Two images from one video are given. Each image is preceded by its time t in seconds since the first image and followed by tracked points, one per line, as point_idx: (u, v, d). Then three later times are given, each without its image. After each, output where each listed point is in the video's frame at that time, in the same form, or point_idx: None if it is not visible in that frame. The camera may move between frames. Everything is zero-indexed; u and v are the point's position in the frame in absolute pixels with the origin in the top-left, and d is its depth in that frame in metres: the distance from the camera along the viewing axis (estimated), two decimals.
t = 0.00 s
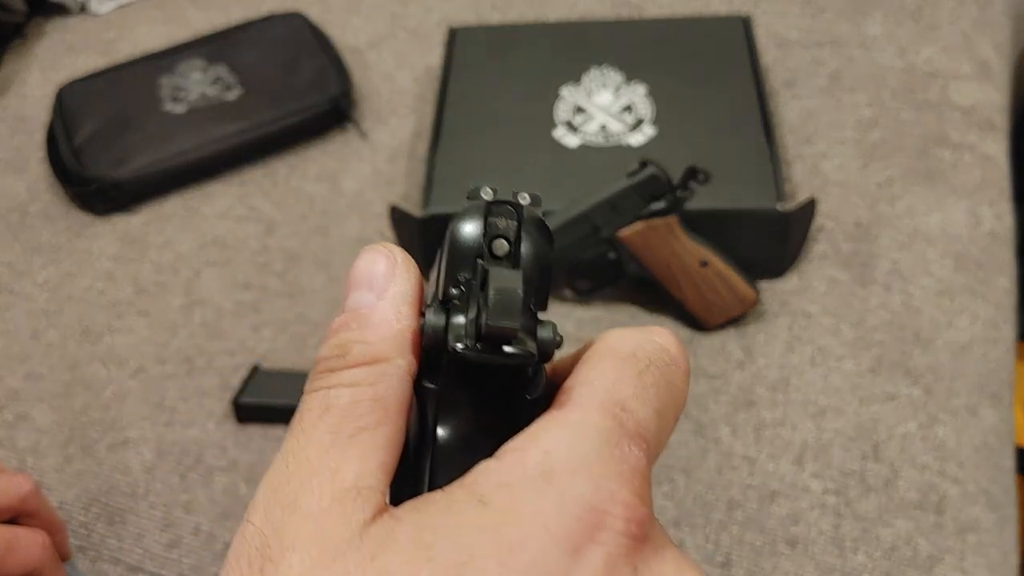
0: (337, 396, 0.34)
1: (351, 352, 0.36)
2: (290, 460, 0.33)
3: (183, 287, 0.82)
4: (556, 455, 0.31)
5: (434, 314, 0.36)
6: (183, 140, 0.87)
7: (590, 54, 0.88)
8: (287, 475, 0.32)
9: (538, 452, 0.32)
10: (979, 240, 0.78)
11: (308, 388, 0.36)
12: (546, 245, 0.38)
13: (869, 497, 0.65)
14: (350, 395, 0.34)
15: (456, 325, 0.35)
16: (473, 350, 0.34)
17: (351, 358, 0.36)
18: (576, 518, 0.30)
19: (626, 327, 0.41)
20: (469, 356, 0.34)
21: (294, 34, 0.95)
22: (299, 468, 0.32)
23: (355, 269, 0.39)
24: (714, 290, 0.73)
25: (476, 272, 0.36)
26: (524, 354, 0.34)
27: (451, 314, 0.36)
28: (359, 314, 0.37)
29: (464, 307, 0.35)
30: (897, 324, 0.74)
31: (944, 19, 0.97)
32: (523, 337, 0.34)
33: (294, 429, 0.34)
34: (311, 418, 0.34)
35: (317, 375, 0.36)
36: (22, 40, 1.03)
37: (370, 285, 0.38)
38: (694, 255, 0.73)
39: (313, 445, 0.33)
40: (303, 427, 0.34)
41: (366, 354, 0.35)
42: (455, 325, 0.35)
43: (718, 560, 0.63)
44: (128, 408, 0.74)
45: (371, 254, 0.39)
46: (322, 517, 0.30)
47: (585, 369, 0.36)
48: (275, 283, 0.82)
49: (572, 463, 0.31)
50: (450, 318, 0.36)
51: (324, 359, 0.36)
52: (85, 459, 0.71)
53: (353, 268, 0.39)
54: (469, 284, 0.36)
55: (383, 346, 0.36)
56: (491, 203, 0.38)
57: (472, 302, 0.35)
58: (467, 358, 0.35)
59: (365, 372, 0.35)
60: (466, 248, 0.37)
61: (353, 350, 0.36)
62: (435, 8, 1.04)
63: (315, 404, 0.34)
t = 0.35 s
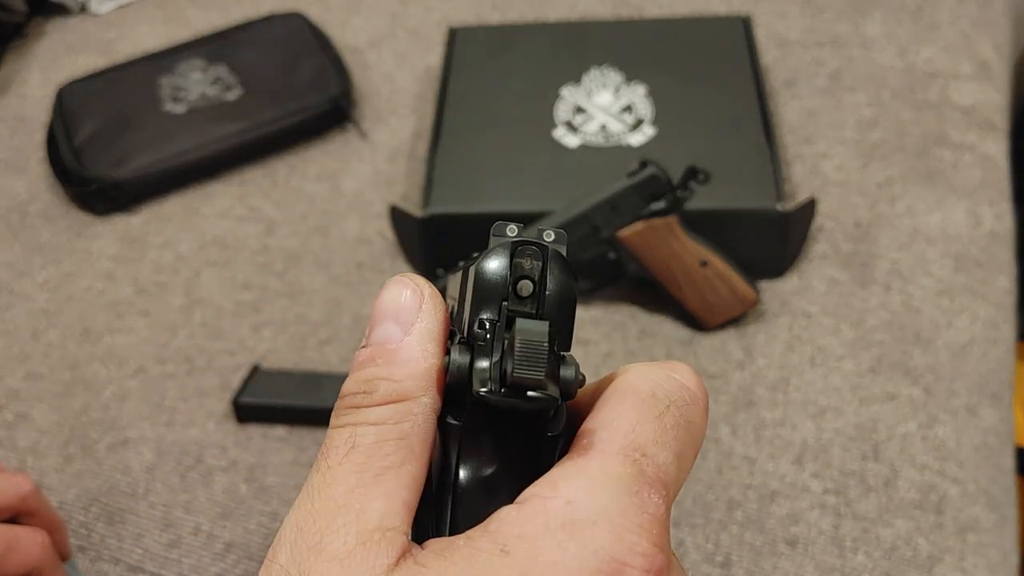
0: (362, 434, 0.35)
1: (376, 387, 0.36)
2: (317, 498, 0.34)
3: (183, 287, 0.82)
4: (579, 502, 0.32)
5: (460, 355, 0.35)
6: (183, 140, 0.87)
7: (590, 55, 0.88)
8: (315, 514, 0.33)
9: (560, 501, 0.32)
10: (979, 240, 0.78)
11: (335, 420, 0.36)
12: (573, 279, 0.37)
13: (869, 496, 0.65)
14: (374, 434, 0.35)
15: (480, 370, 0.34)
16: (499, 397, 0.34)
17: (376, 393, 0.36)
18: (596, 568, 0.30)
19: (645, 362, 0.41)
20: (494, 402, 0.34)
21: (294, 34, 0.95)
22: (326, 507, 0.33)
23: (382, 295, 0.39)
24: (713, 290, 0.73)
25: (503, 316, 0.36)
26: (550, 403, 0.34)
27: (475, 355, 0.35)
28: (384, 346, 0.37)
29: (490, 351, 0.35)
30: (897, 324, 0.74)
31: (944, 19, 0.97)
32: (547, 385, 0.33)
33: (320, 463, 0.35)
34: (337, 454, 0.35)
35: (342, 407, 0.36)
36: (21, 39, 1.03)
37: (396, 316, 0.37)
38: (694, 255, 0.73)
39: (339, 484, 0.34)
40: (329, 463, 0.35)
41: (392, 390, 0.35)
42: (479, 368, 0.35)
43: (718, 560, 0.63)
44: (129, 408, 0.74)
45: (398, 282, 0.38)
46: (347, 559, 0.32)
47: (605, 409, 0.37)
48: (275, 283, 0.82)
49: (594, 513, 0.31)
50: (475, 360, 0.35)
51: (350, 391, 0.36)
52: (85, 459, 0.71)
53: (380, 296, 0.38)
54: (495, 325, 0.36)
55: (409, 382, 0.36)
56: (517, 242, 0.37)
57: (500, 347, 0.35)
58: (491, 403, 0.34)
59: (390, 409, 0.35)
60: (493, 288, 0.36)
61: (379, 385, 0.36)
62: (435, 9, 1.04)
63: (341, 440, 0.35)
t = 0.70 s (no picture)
0: (357, 426, 0.35)
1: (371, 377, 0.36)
2: (309, 491, 0.33)
3: (183, 287, 0.82)
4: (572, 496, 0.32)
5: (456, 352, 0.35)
6: (183, 140, 0.86)
7: (590, 55, 0.88)
8: (305, 508, 0.33)
9: (553, 498, 0.32)
10: (979, 239, 0.78)
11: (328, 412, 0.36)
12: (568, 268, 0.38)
13: (869, 496, 0.65)
14: (368, 425, 0.35)
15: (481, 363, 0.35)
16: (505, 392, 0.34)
17: (371, 383, 0.36)
18: (589, 567, 0.30)
19: (647, 358, 0.41)
20: (489, 394, 0.34)
21: (294, 34, 0.95)
22: (317, 500, 0.33)
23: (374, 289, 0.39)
24: (713, 290, 0.73)
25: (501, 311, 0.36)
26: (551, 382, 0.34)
27: (469, 347, 0.35)
28: (379, 335, 0.37)
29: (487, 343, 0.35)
30: (898, 324, 0.74)
31: (944, 19, 0.97)
32: (544, 378, 0.34)
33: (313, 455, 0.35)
34: (331, 446, 0.35)
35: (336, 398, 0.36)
36: (21, 39, 1.03)
37: (392, 304, 0.37)
38: (694, 255, 0.73)
39: (328, 475, 0.34)
40: (321, 456, 0.35)
41: (387, 380, 0.36)
42: (473, 361, 0.35)
43: (718, 560, 0.63)
44: (129, 408, 0.74)
45: (391, 272, 0.38)
46: (336, 551, 0.31)
47: (603, 405, 0.37)
48: (275, 283, 0.82)
49: (588, 510, 0.31)
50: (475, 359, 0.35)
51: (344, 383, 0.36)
52: (85, 459, 0.71)
53: (375, 288, 0.38)
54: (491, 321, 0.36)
55: (402, 372, 0.36)
56: (514, 231, 0.37)
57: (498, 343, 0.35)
58: (484, 395, 0.35)
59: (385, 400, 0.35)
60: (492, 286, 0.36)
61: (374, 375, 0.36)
62: (435, 9, 1.04)
63: (334, 432, 0.35)
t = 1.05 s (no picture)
0: (609, 520, 0.36)
1: (632, 479, 0.36)
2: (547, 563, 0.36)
3: (183, 287, 0.82)
4: None
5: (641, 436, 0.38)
6: (183, 140, 0.87)
7: (590, 55, 0.88)
8: None
9: None
10: (979, 239, 0.79)
11: (575, 477, 0.37)
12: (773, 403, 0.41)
13: (868, 496, 0.65)
14: (620, 526, 0.36)
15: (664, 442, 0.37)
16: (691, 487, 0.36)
17: (631, 484, 0.36)
18: None
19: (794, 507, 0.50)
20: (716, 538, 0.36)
21: (294, 34, 0.95)
22: None
23: (649, 368, 0.37)
24: (712, 290, 0.74)
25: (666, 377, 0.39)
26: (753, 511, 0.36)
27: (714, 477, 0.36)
28: (651, 435, 0.36)
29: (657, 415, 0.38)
30: (897, 323, 0.74)
31: (943, 19, 0.97)
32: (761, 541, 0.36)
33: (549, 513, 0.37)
34: (580, 528, 0.36)
35: (596, 472, 0.37)
36: (21, 39, 1.03)
37: (667, 410, 0.36)
38: (694, 255, 0.73)
39: (558, 534, 0.36)
40: (564, 528, 0.36)
41: (648, 489, 0.36)
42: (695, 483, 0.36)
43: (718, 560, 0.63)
44: (129, 408, 0.74)
45: (654, 369, 0.37)
46: None
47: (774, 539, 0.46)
48: (275, 283, 0.82)
49: None
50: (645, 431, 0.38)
51: (597, 463, 0.37)
52: (85, 459, 0.71)
53: (664, 379, 0.36)
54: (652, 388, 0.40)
55: (668, 484, 0.36)
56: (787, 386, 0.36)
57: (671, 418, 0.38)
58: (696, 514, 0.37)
59: (634, 506, 0.36)
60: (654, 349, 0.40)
61: (641, 481, 0.36)
62: (435, 9, 1.04)
63: (586, 513, 0.36)
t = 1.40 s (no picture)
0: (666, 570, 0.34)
1: (677, 526, 0.35)
2: None
3: (183, 287, 0.82)
4: None
5: (714, 517, 0.40)
6: (184, 140, 0.87)
7: (590, 55, 0.89)
8: None
9: None
10: (978, 240, 0.79)
11: (624, 535, 0.34)
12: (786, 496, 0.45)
13: (868, 497, 0.65)
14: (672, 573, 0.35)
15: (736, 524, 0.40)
16: None
17: (678, 531, 0.35)
18: None
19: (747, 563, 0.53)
20: None
21: (294, 34, 0.96)
22: None
23: (661, 409, 0.36)
24: (713, 290, 0.74)
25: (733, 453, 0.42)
26: None
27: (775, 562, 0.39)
28: (678, 473, 0.35)
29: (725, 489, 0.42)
30: (897, 323, 0.74)
31: (943, 18, 0.97)
32: None
33: None
34: None
35: (643, 526, 0.34)
36: (21, 39, 1.03)
37: (685, 449, 0.35)
38: (694, 255, 0.73)
39: None
40: None
41: (687, 528, 0.35)
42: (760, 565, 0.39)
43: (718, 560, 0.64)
44: (129, 408, 0.74)
45: (659, 412, 0.36)
46: None
47: None
48: (275, 283, 0.82)
49: None
50: (716, 512, 0.41)
51: (644, 516, 0.35)
52: (85, 458, 0.71)
53: (678, 416, 0.36)
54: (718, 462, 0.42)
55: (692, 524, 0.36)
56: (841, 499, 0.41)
57: (738, 497, 0.41)
58: None
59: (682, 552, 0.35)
60: (725, 425, 0.43)
61: (681, 522, 0.35)
62: (436, 9, 1.05)
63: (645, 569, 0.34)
